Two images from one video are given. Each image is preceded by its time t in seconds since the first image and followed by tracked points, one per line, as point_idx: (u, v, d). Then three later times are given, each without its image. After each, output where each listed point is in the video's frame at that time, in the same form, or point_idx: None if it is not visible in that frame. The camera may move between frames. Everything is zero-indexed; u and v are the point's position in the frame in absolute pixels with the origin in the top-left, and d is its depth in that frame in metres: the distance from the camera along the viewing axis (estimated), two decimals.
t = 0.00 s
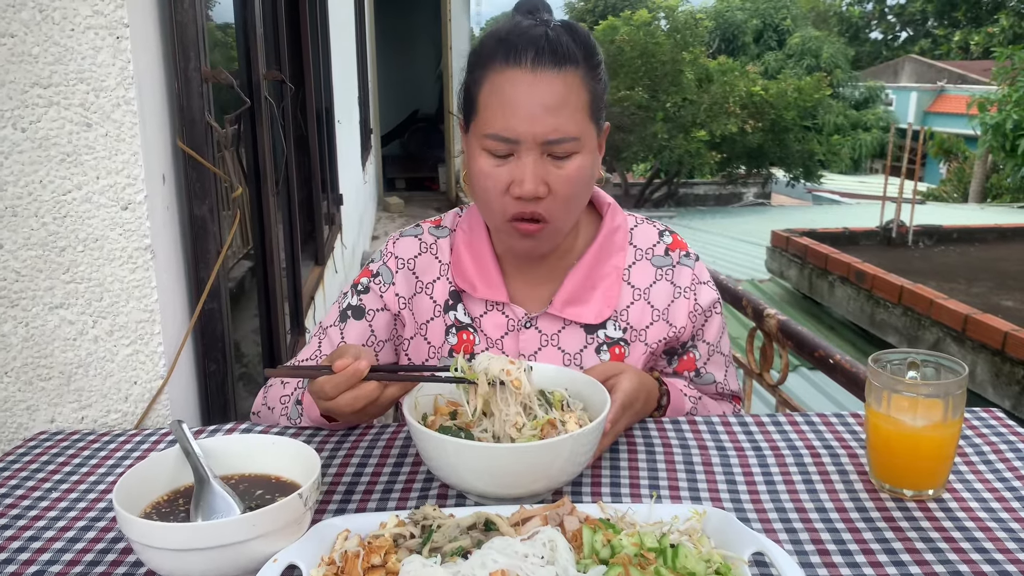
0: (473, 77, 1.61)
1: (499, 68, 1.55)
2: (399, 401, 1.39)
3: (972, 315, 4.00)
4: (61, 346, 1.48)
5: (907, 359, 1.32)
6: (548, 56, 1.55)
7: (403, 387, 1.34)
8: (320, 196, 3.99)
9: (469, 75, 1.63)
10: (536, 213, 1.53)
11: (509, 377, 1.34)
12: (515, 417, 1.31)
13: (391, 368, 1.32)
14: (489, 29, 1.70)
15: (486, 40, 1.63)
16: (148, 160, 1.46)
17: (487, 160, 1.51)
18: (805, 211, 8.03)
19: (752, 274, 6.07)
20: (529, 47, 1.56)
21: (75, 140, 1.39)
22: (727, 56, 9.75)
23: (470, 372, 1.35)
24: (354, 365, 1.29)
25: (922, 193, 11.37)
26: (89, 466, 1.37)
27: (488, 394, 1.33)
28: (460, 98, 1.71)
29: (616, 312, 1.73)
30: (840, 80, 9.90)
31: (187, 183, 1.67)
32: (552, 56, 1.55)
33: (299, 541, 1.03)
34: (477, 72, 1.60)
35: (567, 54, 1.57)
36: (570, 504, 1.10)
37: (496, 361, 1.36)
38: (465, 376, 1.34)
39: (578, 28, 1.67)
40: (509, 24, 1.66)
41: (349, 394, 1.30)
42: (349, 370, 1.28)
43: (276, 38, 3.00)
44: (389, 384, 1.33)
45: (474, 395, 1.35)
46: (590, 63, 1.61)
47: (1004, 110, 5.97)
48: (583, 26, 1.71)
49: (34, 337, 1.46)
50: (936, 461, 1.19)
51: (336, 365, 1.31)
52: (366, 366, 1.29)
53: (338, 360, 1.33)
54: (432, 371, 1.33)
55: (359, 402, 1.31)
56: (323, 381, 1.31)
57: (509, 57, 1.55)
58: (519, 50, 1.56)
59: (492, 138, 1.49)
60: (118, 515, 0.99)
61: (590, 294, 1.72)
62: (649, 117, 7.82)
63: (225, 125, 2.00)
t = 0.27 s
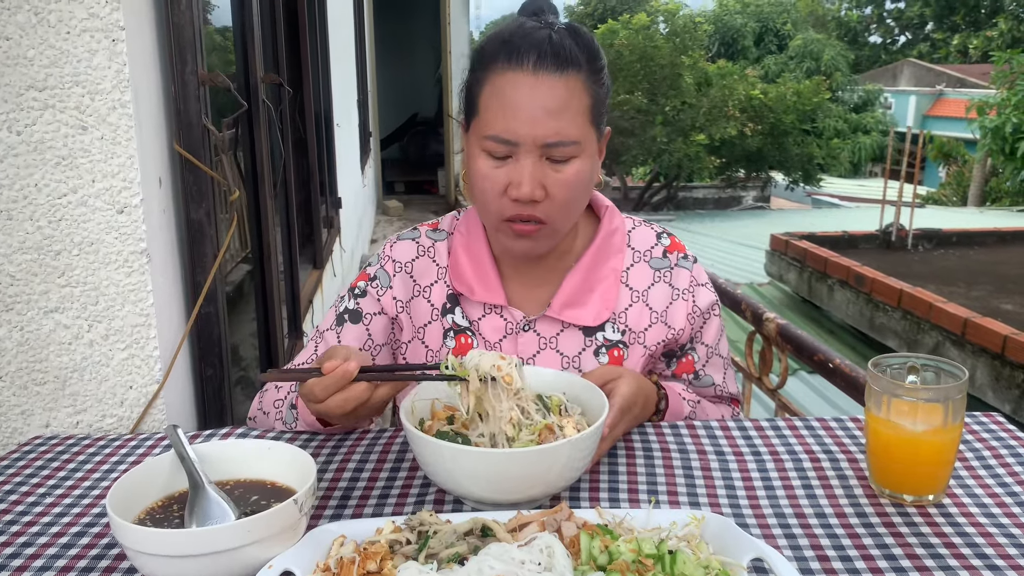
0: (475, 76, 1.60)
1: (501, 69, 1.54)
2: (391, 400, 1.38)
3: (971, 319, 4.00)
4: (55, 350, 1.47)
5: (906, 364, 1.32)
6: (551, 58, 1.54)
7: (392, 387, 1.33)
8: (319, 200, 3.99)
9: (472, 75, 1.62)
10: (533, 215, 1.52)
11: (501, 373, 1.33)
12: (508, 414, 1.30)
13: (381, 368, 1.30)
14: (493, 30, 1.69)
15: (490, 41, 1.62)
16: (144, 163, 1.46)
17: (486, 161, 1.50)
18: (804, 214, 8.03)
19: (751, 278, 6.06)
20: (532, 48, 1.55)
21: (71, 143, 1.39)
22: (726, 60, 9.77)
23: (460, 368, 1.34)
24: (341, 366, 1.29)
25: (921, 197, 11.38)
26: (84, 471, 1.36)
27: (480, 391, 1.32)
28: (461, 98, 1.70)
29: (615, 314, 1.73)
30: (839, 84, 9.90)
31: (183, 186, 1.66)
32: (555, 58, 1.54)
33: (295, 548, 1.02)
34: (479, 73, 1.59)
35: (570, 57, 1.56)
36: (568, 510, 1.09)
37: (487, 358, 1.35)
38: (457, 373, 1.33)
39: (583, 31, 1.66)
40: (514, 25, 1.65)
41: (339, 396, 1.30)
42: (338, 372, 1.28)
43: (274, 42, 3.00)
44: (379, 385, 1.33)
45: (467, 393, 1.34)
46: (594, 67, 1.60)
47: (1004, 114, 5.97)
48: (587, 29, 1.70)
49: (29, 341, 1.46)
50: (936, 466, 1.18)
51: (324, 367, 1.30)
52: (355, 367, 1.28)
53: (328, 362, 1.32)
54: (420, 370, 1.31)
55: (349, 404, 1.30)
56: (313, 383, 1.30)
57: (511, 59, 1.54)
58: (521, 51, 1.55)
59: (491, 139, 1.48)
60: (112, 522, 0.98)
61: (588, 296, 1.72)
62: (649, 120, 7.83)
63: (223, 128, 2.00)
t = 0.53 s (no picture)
0: (481, 79, 1.60)
1: (508, 73, 1.54)
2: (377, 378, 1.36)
3: (970, 324, 4.00)
4: (53, 357, 1.47)
5: (906, 372, 1.31)
6: (558, 65, 1.54)
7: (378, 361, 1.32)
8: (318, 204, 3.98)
9: (478, 77, 1.62)
10: (531, 219, 1.52)
11: (487, 344, 1.35)
12: (494, 385, 1.34)
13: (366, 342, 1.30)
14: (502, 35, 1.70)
15: (498, 44, 1.63)
16: (143, 170, 1.45)
17: (487, 163, 1.50)
18: (803, 219, 8.03)
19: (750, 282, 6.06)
20: (540, 54, 1.55)
21: (69, 149, 1.38)
22: (725, 64, 9.77)
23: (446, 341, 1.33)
24: (326, 339, 1.30)
25: (920, 201, 11.38)
26: (81, 478, 1.36)
27: (466, 362, 1.36)
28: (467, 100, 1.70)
29: (613, 319, 1.72)
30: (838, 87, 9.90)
31: (182, 192, 1.65)
32: (562, 65, 1.54)
33: (293, 557, 1.02)
34: (486, 75, 1.59)
35: (577, 65, 1.56)
36: (566, 518, 1.09)
37: (471, 331, 1.36)
38: (444, 346, 1.32)
39: (591, 40, 1.66)
40: (524, 31, 1.65)
41: (323, 368, 1.30)
42: (323, 343, 1.28)
43: (273, 46, 3.00)
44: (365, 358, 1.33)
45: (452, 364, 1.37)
46: (600, 78, 1.60)
47: (1002, 118, 5.97)
48: (595, 39, 1.71)
49: (26, 348, 1.45)
50: (935, 475, 1.18)
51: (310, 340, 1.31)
52: (339, 340, 1.29)
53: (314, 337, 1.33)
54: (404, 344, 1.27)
55: (333, 376, 1.30)
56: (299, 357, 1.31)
57: (518, 63, 1.54)
58: (529, 56, 1.55)
59: (493, 141, 1.48)
60: (109, 530, 0.97)
61: (586, 301, 1.71)
62: (648, 125, 7.84)
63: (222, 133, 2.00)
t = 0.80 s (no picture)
0: (485, 82, 1.60)
1: (512, 75, 1.54)
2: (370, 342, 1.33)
3: (970, 328, 3.99)
4: (53, 361, 1.46)
5: (907, 377, 1.31)
6: (561, 68, 1.54)
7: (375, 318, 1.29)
8: (318, 208, 3.98)
9: (482, 79, 1.61)
10: (532, 222, 1.52)
11: (482, 294, 1.41)
12: (488, 336, 1.41)
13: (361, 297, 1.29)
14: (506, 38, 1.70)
15: (502, 47, 1.63)
16: (143, 174, 1.45)
17: (489, 165, 1.50)
18: (803, 223, 8.04)
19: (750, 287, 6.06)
20: (544, 57, 1.55)
21: (70, 154, 1.39)
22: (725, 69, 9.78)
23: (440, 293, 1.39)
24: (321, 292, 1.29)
25: (920, 206, 11.39)
26: (81, 483, 1.35)
27: (462, 314, 1.40)
28: (470, 102, 1.70)
29: (614, 323, 1.72)
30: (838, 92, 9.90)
31: (182, 197, 1.66)
32: (566, 68, 1.54)
33: (293, 563, 1.01)
34: (490, 77, 1.59)
35: (581, 69, 1.57)
36: (567, 524, 1.09)
37: (467, 284, 1.42)
38: (440, 298, 1.36)
39: (595, 44, 1.67)
40: (528, 33, 1.65)
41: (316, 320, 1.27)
42: (318, 295, 1.27)
43: (274, 52, 3.01)
44: (360, 313, 1.30)
45: (448, 318, 1.40)
46: (604, 81, 1.60)
47: (1002, 122, 5.97)
48: (598, 43, 1.71)
49: (26, 352, 1.45)
50: (937, 481, 1.17)
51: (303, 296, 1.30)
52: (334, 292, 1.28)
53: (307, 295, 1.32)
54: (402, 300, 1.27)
55: (327, 327, 1.27)
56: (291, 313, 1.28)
57: (523, 66, 1.54)
58: (533, 59, 1.55)
59: (496, 142, 1.48)
60: (108, 535, 0.97)
61: (587, 304, 1.71)
62: (647, 129, 7.85)
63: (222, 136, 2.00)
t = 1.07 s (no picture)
0: (490, 87, 1.61)
1: (519, 80, 1.54)
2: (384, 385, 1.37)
3: (972, 332, 3.99)
4: (56, 365, 1.47)
5: (909, 381, 1.32)
6: (568, 73, 1.55)
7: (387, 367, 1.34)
8: (320, 212, 3.98)
9: (487, 83, 1.62)
10: (538, 226, 1.52)
11: (492, 349, 1.38)
12: (497, 389, 1.36)
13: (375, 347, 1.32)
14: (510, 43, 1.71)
15: (507, 52, 1.63)
16: (147, 178, 1.46)
17: (496, 169, 1.50)
18: (804, 226, 8.03)
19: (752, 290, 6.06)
20: (550, 62, 1.56)
21: (73, 158, 1.39)
22: (727, 72, 9.78)
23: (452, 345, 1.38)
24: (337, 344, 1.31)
25: (922, 209, 11.38)
26: (84, 486, 1.36)
27: (472, 366, 1.37)
28: (474, 107, 1.70)
29: (618, 328, 1.72)
30: (840, 95, 9.89)
31: (186, 201, 1.66)
32: (572, 73, 1.55)
33: (296, 565, 1.01)
34: (495, 82, 1.59)
35: (587, 74, 1.57)
36: (569, 527, 1.09)
37: (478, 337, 1.40)
38: (449, 350, 1.36)
39: (599, 50, 1.68)
40: (533, 39, 1.66)
41: (333, 371, 1.30)
42: (333, 347, 1.30)
43: (276, 56, 3.01)
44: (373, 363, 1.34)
45: (459, 371, 1.38)
46: (609, 86, 1.61)
47: (1004, 125, 5.97)
48: (602, 49, 1.72)
49: (29, 356, 1.45)
50: (938, 484, 1.17)
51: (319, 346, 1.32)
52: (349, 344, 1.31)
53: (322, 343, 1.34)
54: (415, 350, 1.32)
55: (344, 379, 1.30)
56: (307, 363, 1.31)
57: (529, 71, 1.55)
58: (539, 64, 1.56)
59: (503, 147, 1.49)
60: (111, 538, 0.97)
61: (591, 309, 1.71)
62: (649, 133, 7.86)
63: (225, 140, 2.00)
